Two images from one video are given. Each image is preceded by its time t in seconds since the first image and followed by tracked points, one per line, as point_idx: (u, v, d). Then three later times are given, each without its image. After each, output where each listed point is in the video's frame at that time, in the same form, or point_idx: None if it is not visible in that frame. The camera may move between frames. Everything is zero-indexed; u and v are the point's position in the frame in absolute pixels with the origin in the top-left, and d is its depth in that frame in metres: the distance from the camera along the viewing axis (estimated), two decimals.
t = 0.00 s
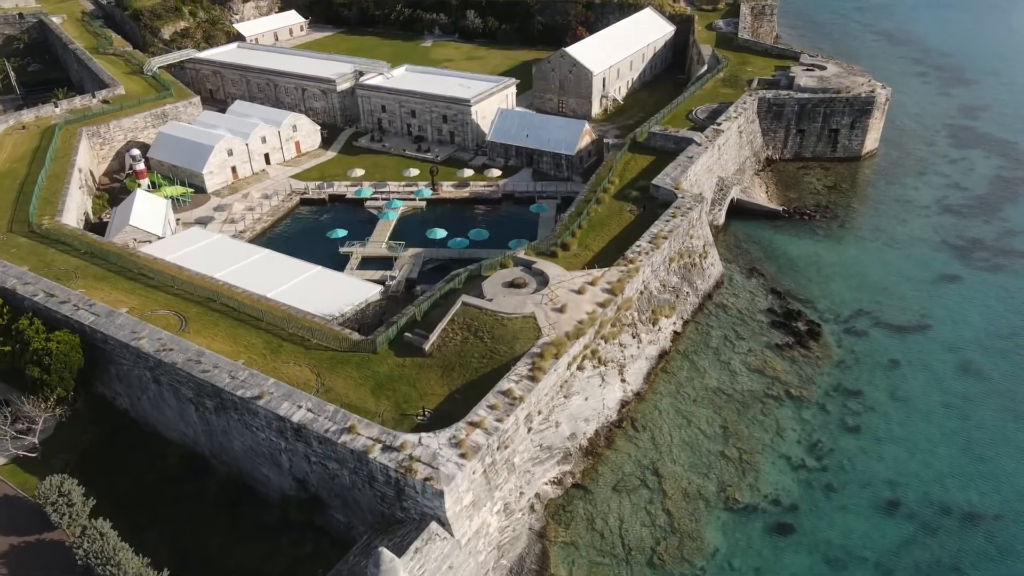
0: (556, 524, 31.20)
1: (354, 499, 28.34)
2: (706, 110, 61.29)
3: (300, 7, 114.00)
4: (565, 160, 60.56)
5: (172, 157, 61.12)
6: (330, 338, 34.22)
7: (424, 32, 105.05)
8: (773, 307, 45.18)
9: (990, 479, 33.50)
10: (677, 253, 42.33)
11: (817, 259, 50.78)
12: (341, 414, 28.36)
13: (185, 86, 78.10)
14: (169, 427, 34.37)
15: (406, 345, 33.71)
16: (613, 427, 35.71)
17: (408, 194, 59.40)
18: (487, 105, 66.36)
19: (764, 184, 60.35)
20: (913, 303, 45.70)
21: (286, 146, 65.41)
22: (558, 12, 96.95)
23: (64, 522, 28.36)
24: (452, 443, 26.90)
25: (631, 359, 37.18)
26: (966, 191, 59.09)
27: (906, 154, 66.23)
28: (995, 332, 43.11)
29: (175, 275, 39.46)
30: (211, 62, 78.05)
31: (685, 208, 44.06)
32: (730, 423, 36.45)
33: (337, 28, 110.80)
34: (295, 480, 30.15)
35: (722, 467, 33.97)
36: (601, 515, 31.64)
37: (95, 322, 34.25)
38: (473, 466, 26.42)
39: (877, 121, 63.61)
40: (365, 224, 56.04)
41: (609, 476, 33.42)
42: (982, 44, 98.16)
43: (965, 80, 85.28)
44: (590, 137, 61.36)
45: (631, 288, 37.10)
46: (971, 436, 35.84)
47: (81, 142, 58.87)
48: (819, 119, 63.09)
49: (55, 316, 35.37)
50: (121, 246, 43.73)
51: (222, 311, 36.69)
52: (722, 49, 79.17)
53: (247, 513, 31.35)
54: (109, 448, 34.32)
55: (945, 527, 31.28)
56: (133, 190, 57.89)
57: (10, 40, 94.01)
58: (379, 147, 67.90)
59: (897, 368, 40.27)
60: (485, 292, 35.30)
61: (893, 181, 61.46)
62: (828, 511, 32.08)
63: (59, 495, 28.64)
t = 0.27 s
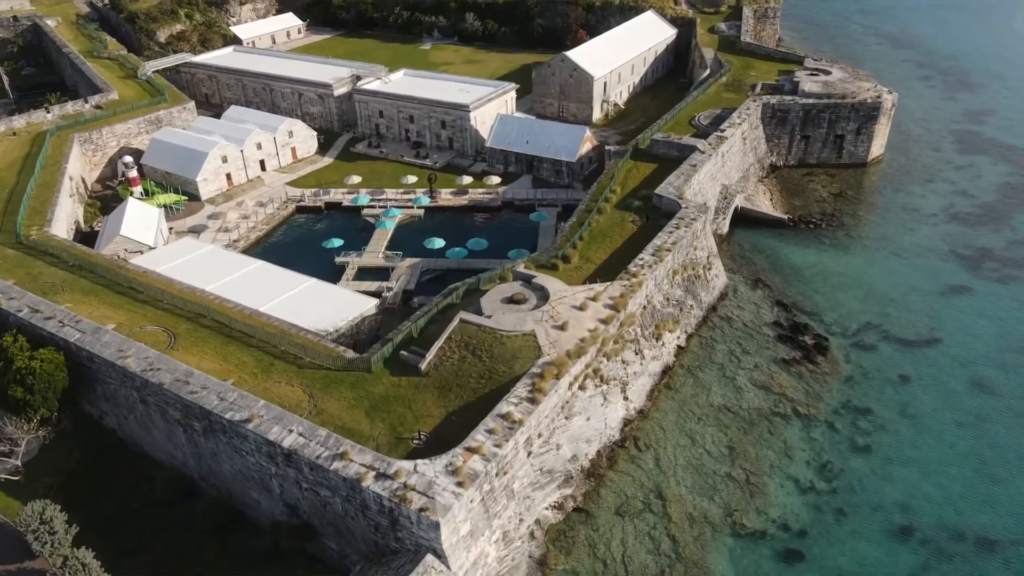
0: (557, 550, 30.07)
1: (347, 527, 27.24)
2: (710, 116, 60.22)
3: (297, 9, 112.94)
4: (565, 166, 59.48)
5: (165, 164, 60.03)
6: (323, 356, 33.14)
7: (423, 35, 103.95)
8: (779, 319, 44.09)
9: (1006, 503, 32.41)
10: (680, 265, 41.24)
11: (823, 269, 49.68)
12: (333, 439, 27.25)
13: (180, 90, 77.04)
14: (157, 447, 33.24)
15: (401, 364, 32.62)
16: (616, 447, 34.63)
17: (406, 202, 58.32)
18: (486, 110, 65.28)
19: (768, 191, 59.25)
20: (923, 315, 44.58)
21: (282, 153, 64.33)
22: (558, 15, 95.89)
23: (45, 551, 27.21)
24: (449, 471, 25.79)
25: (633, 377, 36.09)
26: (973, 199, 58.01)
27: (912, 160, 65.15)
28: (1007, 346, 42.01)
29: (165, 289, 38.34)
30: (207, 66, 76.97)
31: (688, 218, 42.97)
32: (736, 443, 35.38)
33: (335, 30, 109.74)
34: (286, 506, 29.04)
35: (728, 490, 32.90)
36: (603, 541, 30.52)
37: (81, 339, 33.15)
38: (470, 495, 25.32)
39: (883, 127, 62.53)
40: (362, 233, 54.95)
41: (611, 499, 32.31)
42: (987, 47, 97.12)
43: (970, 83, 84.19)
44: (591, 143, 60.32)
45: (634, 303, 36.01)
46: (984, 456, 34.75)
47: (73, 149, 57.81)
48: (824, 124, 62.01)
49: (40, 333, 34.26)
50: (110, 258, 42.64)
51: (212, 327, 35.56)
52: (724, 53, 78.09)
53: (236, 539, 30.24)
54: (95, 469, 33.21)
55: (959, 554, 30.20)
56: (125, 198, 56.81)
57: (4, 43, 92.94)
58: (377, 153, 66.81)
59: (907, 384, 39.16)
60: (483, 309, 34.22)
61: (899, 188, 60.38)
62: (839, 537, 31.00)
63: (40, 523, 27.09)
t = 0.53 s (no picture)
0: None
1: (339, 558, 26.12)
2: (713, 122, 59.13)
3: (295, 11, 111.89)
4: (566, 174, 58.38)
5: (158, 171, 58.95)
6: (316, 376, 32.01)
7: (421, 37, 102.90)
8: (786, 333, 42.98)
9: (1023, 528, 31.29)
10: (684, 278, 40.12)
11: (830, 279, 48.57)
12: (324, 466, 26.13)
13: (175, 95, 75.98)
14: (144, 470, 32.11)
15: (397, 384, 31.49)
16: (618, 468, 33.51)
17: (403, 210, 57.22)
18: (485, 116, 64.20)
19: (772, 199, 58.15)
20: (933, 328, 43.45)
21: (278, 159, 63.24)
22: (558, 17, 94.84)
23: None
24: (445, 501, 24.66)
25: (636, 396, 34.99)
26: (982, 207, 56.91)
27: (919, 166, 64.01)
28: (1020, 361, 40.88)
29: (154, 304, 37.20)
30: (202, 70, 75.91)
31: (692, 230, 41.86)
32: (743, 464, 34.27)
33: (333, 33, 108.68)
34: (276, 534, 27.92)
35: (735, 514, 31.79)
36: (605, 569, 29.38)
37: (65, 358, 32.02)
38: (467, 527, 24.19)
39: (889, 133, 61.43)
40: (358, 242, 53.86)
41: (614, 524, 31.17)
42: (992, 49, 95.99)
43: (976, 87, 83.07)
44: (592, 150, 59.27)
45: (637, 320, 34.89)
46: (999, 478, 33.62)
47: (64, 156, 56.72)
48: (830, 130, 60.92)
49: (23, 351, 33.14)
50: (99, 271, 41.51)
51: (201, 344, 34.41)
52: (727, 56, 76.99)
53: (225, 567, 29.12)
54: (80, 492, 32.07)
55: None
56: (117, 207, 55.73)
57: None
58: (374, 159, 65.70)
59: (918, 401, 38.04)
60: (481, 326, 33.10)
61: (906, 195, 59.27)
62: (850, 565, 29.87)
63: (20, 552, 26.22)
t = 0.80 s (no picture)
0: None
1: None
2: (716, 128, 58.14)
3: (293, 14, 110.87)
4: (566, 181, 57.37)
5: (152, 178, 57.92)
6: (308, 396, 30.96)
7: (421, 40, 101.89)
8: (792, 347, 41.93)
9: None
10: (688, 291, 39.09)
11: (837, 290, 47.53)
12: (316, 493, 25.08)
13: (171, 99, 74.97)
14: (131, 492, 31.09)
15: (392, 404, 30.45)
16: (621, 490, 32.47)
17: (401, 218, 56.19)
18: (484, 121, 63.19)
19: (777, 206, 57.12)
20: (943, 341, 42.41)
21: (274, 165, 62.22)
22: (558, 20, 93.86)
23: None
24: (441, 532, 23.59)
25: (640, 414, 33.96)
26: (990, 215, 55.87)
27: (925, 172, 62.95)
28: None
29: (143, 319, 36.14)
30: (198, 75, 74.90)
31: (696, 240, 40.83)
32: (749, 485, 33.23)
33: (331, 35, 107.68)
34: (266, 562, 26.88)
35: (742, 538, 30.75)
36: None
37: (50, 377, 30.96)
38: (464, 559, 23.12)
39: (895, 139, 60.41)
40: (354, 251, 52.83)
41: (617, 549, 30.11)
42: (997, 52, 94.95)
43: (982, 91, 82.03)
44: (593, 156, 58.29)
45: (640, 335, 33.86)
46: (1015, 500, 32.56)
47: (55, 163, 55.71)
48: (835, 136, 59.89)
49: (7, 369, 32.12)
50: (88, 283, 40.45)
51: (191, 361, 33.34)
52: (730, 60, 75.98)
53: None
54: (65, 516, 31.09)
55: None
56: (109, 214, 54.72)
57: None
58: (372, 165, 64.68)
59: (929, 418, 37.00)
60: (480, 344, 32.05)
61: (913, 203, 58.23)
62: None
63: None
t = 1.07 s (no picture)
0: None
1: None
2: (720, 135, 57.01)
3: (290, 16, 109.66)
4: (567, 189, 56.26)
5: (144, 186, 56.79)
6: (300, 419, 29.82)
7: (419, 43, 100.74)
8: (799, 362, 40.76)
9: None
10: (693, 306, 37.94)
11: (845, 302, 46.36)
12: (306, 526, 23.94)
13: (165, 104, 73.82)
14: (115, 518, 29.94)
15: (387, 428, 29.31)
16: (624, 515, 31.34)
17: (398, 226, 55.04)
18: (484, 128, 62.06)
19: (782, 214, 55.95)
20: (954, 356, 41.27)
21: (269, 172, 61.08)
22: (558, 23, 92.73)
23: None
24: (436, 569, 22.41)
25: (643, 435, 32.84)
26: (1000, 223, 54.71)
27: (933, 178, 61.73)
28: None
29: (130, 337, 34.99)
30: (192, 79, 73.77)
31: (701, 253, 39.68)
32: (757, 509, 32.11)
33: (329, 38, 106.56)
34: None
35: (750, 567, 29.64)
36: None
37: (31, 399, 29.78)
38: None
39: (902, 145, 59.26)
40: (350, 261, 51.70)
41: None
42: (1003, 55, 93.77)
43: (988, 95, 80.84)
44: (594, 163, 57.21)
45: (644, 354, 32.73)
46: None
47: (45, 171, 54.61)
48: (840, 143, 58.72)
49: None
50: (75, 298, 39.28)
51: (179, 381, 32.19)
52: (733, 64, 74.84)
53: None
54: (47, 543, 29.95)
55: None
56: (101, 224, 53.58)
57: None
58: (369, 172, 63.53)
59: (942, 438, 35.83)
60: (477, 364, 30.90)
61: (921, 210, 57.05)
62: None
63: None
